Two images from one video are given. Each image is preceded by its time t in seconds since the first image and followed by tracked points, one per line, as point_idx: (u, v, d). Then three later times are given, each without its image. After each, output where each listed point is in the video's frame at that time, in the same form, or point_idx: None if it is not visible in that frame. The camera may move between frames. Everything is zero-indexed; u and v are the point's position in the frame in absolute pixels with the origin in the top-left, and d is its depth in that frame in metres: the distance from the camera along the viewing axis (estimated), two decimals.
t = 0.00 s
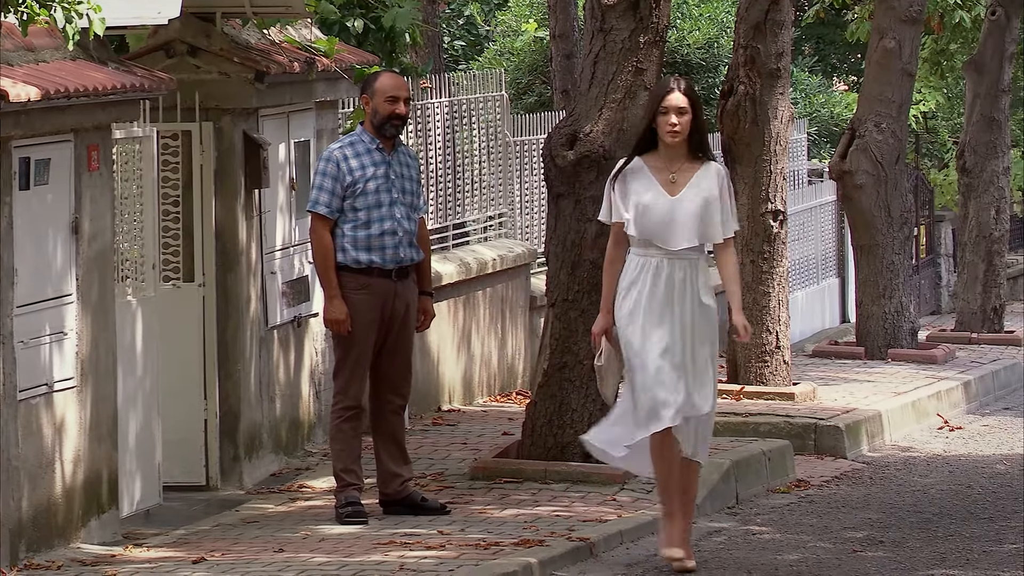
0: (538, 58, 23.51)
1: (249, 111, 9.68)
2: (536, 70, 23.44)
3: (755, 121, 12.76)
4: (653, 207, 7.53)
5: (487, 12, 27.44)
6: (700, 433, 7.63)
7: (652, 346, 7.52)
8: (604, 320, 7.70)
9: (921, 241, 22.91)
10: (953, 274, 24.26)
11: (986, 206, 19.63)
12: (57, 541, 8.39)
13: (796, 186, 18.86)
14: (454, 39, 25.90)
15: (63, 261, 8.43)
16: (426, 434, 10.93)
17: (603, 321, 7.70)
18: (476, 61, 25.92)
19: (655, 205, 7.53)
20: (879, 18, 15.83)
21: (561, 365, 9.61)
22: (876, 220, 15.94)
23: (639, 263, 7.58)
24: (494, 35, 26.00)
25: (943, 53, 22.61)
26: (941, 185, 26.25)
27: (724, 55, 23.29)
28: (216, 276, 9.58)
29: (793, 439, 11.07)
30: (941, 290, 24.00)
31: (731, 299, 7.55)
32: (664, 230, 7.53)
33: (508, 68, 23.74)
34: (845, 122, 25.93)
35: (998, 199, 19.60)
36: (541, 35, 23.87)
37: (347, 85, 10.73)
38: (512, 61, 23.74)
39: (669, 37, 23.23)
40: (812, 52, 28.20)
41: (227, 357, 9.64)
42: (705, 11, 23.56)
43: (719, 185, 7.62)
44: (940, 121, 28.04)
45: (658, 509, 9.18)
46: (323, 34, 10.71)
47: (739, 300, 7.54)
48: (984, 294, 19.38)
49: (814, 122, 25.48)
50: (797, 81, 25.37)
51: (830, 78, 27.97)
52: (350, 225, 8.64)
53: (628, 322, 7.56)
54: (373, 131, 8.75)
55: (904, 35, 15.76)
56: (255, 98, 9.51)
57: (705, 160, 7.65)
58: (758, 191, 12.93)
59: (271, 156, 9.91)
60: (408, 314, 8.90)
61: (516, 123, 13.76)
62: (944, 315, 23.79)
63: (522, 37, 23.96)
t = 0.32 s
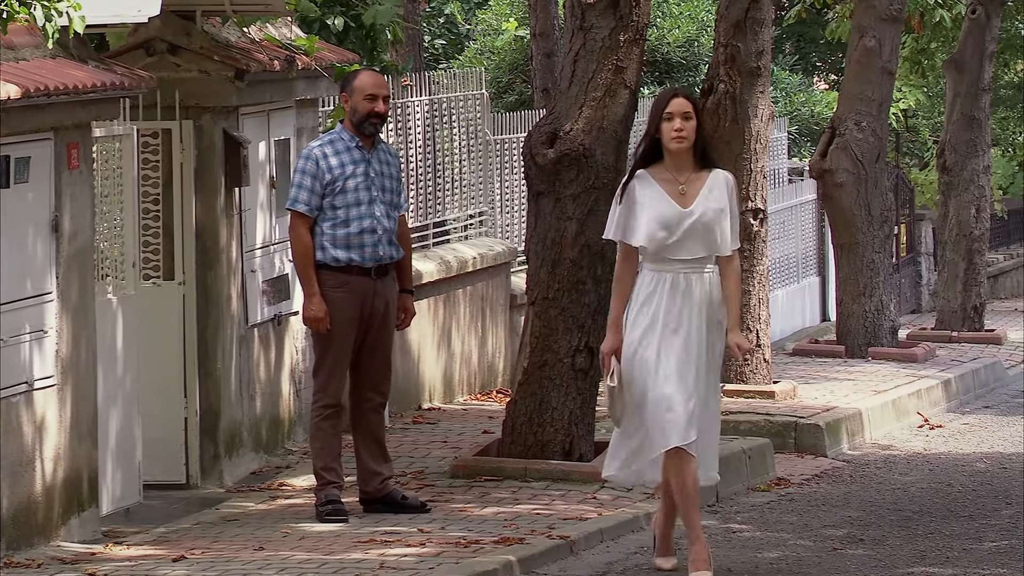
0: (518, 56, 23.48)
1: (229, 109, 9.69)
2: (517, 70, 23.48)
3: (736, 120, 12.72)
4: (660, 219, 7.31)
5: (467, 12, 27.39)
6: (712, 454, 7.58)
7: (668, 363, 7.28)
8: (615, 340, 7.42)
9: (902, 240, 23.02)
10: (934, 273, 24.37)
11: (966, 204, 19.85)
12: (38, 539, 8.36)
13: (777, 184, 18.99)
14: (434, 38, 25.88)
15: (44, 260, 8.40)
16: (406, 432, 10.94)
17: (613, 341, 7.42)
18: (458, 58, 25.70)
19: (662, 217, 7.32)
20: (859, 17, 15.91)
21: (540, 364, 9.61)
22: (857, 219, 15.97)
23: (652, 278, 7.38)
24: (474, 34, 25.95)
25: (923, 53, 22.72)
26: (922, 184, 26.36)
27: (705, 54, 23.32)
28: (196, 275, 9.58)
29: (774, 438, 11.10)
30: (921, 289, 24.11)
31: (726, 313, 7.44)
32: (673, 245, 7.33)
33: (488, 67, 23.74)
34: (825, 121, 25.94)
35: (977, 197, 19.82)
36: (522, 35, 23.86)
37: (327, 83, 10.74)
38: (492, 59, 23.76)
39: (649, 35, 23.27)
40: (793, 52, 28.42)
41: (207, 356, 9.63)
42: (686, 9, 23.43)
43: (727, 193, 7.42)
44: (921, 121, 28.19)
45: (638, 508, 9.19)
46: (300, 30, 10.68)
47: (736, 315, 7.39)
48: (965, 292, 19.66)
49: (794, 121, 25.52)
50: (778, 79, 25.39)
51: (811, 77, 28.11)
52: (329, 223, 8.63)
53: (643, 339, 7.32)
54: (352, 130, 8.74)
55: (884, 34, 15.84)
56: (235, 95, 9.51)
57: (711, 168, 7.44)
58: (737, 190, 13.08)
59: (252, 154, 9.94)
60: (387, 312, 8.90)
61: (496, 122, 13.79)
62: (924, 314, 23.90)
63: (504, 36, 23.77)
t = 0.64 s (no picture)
0: (496, 55, 23.44)
1: (206, 108, 9.70)
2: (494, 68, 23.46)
3: (714, 119, 12.76)
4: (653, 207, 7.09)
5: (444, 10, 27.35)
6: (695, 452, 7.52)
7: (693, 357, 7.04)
8: (633, 324, 6.97)
9: (880, 239, 23.10)
10: (911, 271, 24.47)
11: (943, 202, 19.93)
12: (15, 537, 8.30)
13: (754, 183, 19.06)
14: (412, 37, 25.90)
15: (21, 259, 8.35)
16: (384, 431, 10.95)
17: (633, 324, 6.97)
18: (435, 56, 25.68)
19: (654, 205, 7.09)
20: (837, 16, 15.83)
21: (518, 363, 9.62)
22: (834, 218, 15.99)
23: (652, 273, 7.11)
24: (451, 33, 25.91)
25: (900, 51, 22.84)
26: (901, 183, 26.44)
27: (682, 53, 23.32)
28: (173, 273, 9.58)
29: (751, 437, 11.12)
30: (898, 288, 24.21)
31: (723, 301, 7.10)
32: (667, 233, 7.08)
33: (466, 66, 23.70)
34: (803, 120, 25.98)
35: (955, 196, 19.91)
36: (499, 33, 23.83)
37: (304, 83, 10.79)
38: (470, 58, 23.73)
39: (627, 34, 23.27)
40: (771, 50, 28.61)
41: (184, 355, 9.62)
42: (663, 8, 23.41)
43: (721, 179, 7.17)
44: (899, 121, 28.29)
45: (615, 507, 9.21)
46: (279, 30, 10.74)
47: (738, 301, 7.09)
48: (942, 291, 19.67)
49: (772, 120, 25.54)
50: (755, 78, 25.43)
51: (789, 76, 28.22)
52: (306, 221, 8.61)
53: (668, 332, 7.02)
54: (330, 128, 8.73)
55: (862, 33, 15.79)
56: (213, 94, 9.52)
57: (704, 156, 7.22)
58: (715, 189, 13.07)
59: (229, 153, 9.95)
60: (364, 310, 8.90)
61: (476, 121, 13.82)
62: (902, 313, 24.00)
63: (481, 35, 23.75)
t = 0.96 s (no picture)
0: (476, 55, 23.41)
1: (185, 107, 9.72)
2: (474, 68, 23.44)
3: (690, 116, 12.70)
4: (652, 218, 7.00)
5: (425, 10, 27.30)
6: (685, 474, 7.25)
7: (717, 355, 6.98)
8: (652, 334, 6.96)
9: (860, 239, 23.20)
10: (892, 271, 24.58)
11: (923, 202, 19.89)
12: None
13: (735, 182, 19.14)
14: (392, 36, 25.94)
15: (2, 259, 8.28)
16: (364, 430, 10.97)
17: (650, 335, 6.96)
18: (415, 56, 25.68)
19: (654, 216, 7.00)
20: (817, 15, 15.79)
21: (498, 362, 9.62)
22: (815, 218, 16.02)
23: (658, 281, 7.02)
24: (431, 32, 25.85)
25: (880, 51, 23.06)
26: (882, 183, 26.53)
27: (662, 53, 23.35)
28: (154, 273, 9.58)
29: (732, 436, 11.14)
30: (879, 287, 24.33)
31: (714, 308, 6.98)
32: (666, 245, 7.02)
33: (446, 66, 23.68)
34: (784, 120, 26.04)
35: (935, 195, 19.89)
36: (479, 33, 23.82)
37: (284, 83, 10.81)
38: (450, 58, 23.72)
39: (607, 34, 23.27)
40: (752, 50, 28.82)
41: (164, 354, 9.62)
42: (643, 7, 23.43)
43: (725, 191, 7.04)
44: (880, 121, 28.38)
45: (595, 505, 9.23)
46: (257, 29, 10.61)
47: (713, 315, 6.96)
48: (922, 291, 19.77)
49: (752, 119, 25.52)
50: (736, 78, 25.49)
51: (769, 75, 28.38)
52: (287, 220, 8.60)
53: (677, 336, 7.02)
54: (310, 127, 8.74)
55: (842, 33, 15.75)
56: (192, 93, 9.51)
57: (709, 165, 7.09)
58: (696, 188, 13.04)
59: (208, 152, 9.96)
60: (344, 310, 8.90)
61: (456, 121, 13.85)
62: (882, 313, 24.11)
63: (461, 34, 23.73)
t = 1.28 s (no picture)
0: (462, 54, 23.42)
1: (171, 107, 9.73)
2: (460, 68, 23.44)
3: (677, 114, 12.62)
4: (654, 200, 6.91)
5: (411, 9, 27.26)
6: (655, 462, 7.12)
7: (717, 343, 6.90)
8: (652, 315, 6.85)
9: (846, 238, 23.28)
10: (878, 271, 24.68)
11: (909, 202, 19.93)
12: None
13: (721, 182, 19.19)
14: (378, 36, 25.96)
15: None
16: (350, 430, 10.97)
17: (650, 316, 6.85)
18: (401, 55, 25.67)
19: (656, 198, 6.91)
20: (803, 15, 15.76)
21: (483, 361, 9.64)
22: (801, 218, 16.05)
23: (659, 267, 6.93)
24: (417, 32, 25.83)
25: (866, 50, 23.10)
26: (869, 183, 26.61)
27: (648, 52, 23.37)
28: (139, 272, 9.58)
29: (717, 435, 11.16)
30: (864, 287, 24.44)
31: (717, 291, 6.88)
32: (668, 229, 6.92)
33: (432, 65, 23.67)
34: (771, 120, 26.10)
35: (921, 195, 19.94)
36: (465, 33, 23.82)
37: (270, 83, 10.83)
38: (436, 57, 23.73)
39: (593, 34, 23.29)
40: (739, 49, 28.90)
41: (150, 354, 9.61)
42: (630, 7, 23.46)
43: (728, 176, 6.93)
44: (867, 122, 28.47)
45: (581, 504, 9.23)
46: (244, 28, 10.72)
47: (716, 304, 6.85)
48: (907, 290, 19.85)
49: (738, 119, 25.44)
50: (721, 78, 25.56)
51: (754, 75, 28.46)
52: (272, 220, 8.60)
53: (678, 319, 6.91)
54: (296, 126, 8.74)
55: (828, 32, 15.75)
56: (179, 93, 9.49)
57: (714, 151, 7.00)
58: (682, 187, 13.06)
59: (193, 152, 9.98)
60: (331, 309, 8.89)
61: (441, 120, 13.90)
62: (868, 312, 24.21)
63: (447, 33, 23.73)
